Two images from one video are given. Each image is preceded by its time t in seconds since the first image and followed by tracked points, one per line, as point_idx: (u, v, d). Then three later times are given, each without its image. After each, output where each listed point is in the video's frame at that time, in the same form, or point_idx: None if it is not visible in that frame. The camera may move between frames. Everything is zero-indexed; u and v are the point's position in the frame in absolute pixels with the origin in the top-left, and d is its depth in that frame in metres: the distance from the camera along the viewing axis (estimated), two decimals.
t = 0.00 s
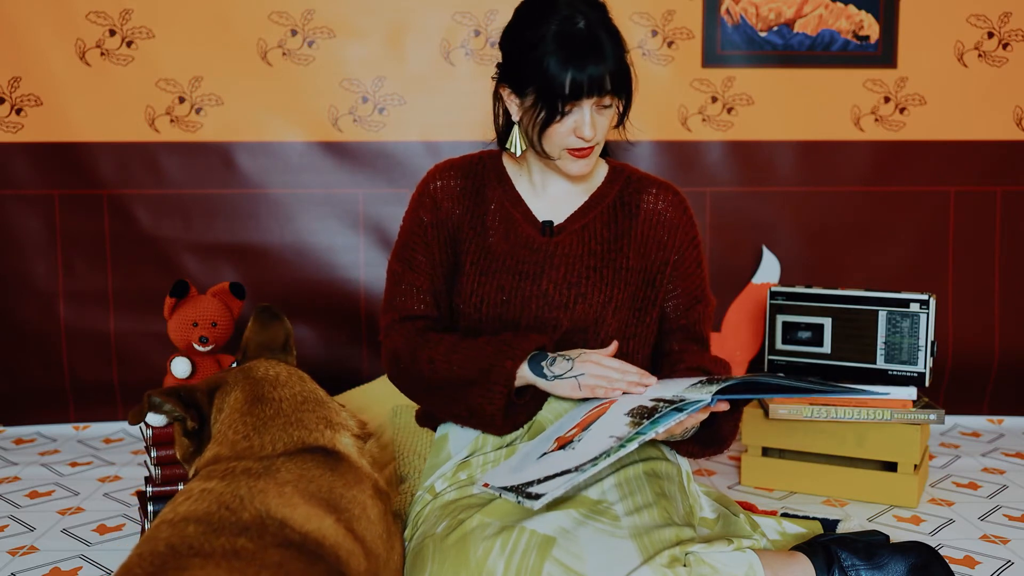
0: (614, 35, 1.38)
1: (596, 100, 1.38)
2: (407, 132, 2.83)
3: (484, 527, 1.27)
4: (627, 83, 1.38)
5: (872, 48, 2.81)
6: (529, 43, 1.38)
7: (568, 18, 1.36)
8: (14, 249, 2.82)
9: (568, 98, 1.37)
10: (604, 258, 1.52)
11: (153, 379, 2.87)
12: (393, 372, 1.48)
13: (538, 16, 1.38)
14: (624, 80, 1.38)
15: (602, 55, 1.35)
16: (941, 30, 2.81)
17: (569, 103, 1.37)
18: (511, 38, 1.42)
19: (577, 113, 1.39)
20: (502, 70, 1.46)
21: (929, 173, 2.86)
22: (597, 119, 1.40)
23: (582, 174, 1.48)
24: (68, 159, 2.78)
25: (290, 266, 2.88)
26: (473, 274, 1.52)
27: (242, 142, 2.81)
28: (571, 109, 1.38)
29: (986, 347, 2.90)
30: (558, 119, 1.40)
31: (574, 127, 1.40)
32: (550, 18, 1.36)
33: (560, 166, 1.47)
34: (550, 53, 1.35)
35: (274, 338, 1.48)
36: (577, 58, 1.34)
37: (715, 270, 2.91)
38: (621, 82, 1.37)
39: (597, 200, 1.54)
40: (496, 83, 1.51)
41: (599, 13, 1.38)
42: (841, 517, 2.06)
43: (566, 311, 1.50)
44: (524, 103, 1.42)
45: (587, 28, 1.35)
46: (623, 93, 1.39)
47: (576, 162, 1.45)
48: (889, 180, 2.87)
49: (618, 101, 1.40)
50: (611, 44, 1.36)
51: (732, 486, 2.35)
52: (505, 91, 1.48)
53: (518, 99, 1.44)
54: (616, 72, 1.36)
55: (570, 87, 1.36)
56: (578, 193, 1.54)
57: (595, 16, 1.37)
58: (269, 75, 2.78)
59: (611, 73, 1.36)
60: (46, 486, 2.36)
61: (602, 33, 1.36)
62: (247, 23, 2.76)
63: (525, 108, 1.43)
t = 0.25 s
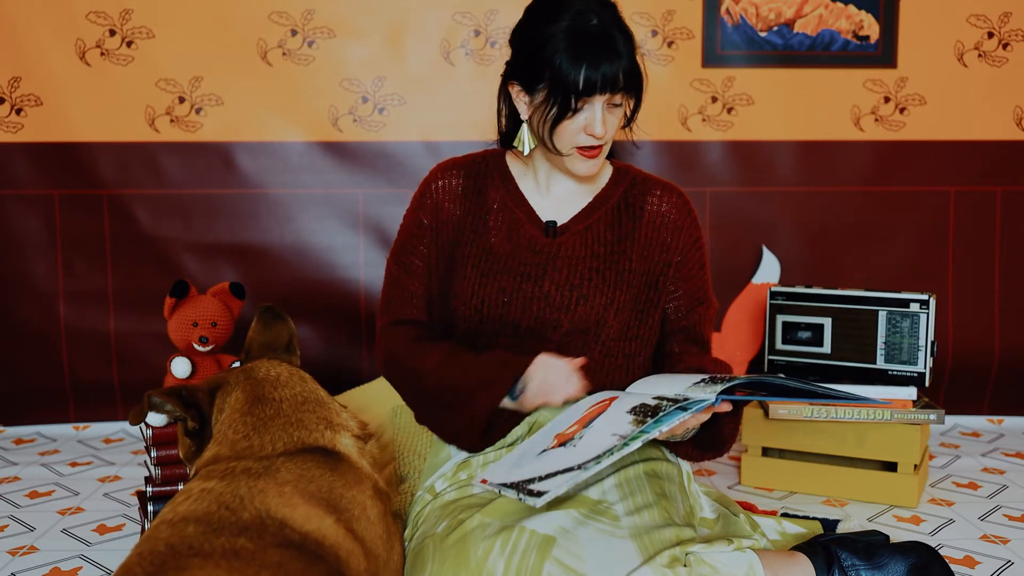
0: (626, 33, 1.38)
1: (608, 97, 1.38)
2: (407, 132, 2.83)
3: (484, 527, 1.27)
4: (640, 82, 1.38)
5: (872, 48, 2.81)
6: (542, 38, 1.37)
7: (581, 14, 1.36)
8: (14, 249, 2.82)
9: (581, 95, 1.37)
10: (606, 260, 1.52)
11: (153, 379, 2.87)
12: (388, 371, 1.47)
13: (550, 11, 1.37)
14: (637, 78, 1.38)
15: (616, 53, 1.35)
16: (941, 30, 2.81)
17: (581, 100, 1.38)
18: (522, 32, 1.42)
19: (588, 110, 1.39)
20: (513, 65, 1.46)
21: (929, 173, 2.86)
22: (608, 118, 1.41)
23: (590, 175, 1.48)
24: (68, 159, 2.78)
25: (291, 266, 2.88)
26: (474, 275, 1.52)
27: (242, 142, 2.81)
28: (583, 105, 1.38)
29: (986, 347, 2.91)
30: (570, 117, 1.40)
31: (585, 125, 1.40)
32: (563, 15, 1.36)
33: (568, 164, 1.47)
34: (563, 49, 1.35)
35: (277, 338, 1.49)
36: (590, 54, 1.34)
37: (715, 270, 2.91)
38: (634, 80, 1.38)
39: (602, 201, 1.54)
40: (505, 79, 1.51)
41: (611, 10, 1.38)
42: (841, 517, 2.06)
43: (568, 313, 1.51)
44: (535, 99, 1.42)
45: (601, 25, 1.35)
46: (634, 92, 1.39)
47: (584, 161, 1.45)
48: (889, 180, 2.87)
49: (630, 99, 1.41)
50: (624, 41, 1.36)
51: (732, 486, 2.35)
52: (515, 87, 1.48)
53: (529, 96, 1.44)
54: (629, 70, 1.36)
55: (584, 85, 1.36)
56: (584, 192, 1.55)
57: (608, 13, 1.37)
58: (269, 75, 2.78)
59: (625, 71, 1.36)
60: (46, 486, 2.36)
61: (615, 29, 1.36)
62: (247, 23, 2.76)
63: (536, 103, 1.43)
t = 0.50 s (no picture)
0: (631, 31, 1.38)
1: (612, 91, 1.38)
2: (407, 132, 2.83)
3: (485, 527, 1.27)
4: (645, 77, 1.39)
5: (872, 48, 2.81)
6: (546, 34, 1.38)
7: (586, 10, 1.36)
8: (14, 249, 2.82)
9: (585, 88, 1.37)
10: (607, 259, 1.52)
11: (153, 379, 2.87)
12: (388, 372, 1.47)
13: (556, 8, 1.38)
14: (641, 74, 1.38)
15: (622, 47, 1.35)
16: (941, 30, 2.81)
17: (585, 93, 1.37)
18: (528, 29, 1.43)
19: (592, 105, 1.39)
20: (519, 62, 1.46)
21: (929, 173, 2.86)
22: (611, 114, 1.40)
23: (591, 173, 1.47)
24: (68, 159, 2.78)
25: (291, 266, 2.88)
26: (474, 273, 1.52)
27: (242, 142, 2.81)
28: (588, 99, 1.38)
29: (986, 348, 2.91)
30: (573, 110, 1.40)
31: (589, 119, 1.40)
32: (568, 10, 1.37)
33: (570, 161, 1.46)
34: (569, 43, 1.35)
35: (277, 338, 1.49)
36: (596, 48, 1.34)
37: (716, 270, 2.91)
38: (638, 75, 1.38)
39: (604, 201, 1.54)
40: (511, 76, 1.51)
41: (616, 8, 1.39)
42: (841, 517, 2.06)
43: (568, 312, 1.51)
44: (539, 93, 1.42)
45: (606, 20, 1.36)
46: (639, 88, 1.40)
47: (586, 158, 1.45)
48: (890, 180, 2.87)
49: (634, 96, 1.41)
50: (629, 37, 1.37)
51: (732, 486, 2.35)
52: (521, 85, 1.49)
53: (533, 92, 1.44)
54: (634, 66, 1.36)
55: (588, 78, 1.36)
56: (584, 191, 1.54)
57: (612, 10, 1.38)
58: (269, 75, 2.78)
59: (630, 66, 1.36)
60: (46, 486, 2.36)
61: (620, 27, 1.37)
62: (247, 23, 2.76)
63: (540, 98, 1.42)
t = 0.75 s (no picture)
0: (630, 23, 1.39)
1: (609, 82, 1.38)
2: (407, 132, 2.83)
3: (484, 527, 1.28)
4: (643, 70, 1.39)
5: (872, 48, 2.81)
6: (544, 26, 1.38)
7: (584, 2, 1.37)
8: (14, 249, 2.82)
9: (580, 78, 1.37)
10: (609, 258, 1.52)
11: (153, 379, 2.87)
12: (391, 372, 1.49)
13: None
14: (639, 66, 1.38)
15: (620, 39, 1.35)
16: (941, 30, 2.81)
17: (581, 82, 1.37)
18: (527, 22, 1.43)
19: (588, 95, 1.39)
20: (518, 55, 1.46)
21: (929, 173, 2.86)
22: (608, 107, 1.40)
23: (587, 169, 1.47)
24: (68, 159, 2.78)
25: (291, 266, 2.88)
26: (475, 272, 1.52)
27: (242, 142, 2.81)
28: (583, 88, 1.38)
29: (986, 348, 2.91)
30: (568, 102, 1.40)
31: (585, 110, 1.40)
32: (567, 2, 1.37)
33: (566, 155, 1.46)
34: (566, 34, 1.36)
35: (277, 338, 1.49)
36: (593, 39, 1.35)
37: (716, 270, 2.91)
38: (636, 68, 1.38)
39: (606, 198, 1.54)
40: (510, 70, 1.51)
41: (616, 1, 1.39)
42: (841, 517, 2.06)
43: (569, 312, 1.50)
44: (535, 83, 1.42)
45: (604, 12, 1.36)
46: (636, 81, 1.40)
47: (582, 153, 1.44)
48: (890, 181, 2.87)
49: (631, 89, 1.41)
50: (627, 30, 1.37)
51: (732, 486, 2.35)
52: (519, 78, 1.49)
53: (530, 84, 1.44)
54: (631, 57, 1.36)
55: (583, 68, 1.36)
56: (585, 191, 1.55)
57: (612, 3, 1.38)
58: (269, 75, 2.78)
59: (627, 59, 1.36)
60: (46, 486, 2.36)
61: (620, 18, 1.37)
62: (248, 23, 2.76)
63: (537, 89, 1.42)
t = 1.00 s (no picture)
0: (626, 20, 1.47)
1: (591, 64, 1.45)
2: (407, 132, 2.83)
3: (484, 527, 1.28)
4: (628, 60, 1.46)
5: (872, 48, 2.81)
6: (539, 13, 1.49)
7: None
8: (14, 249, 2.82)
9: (562, 54, 1.45)
10: (608, 260, 1.52)
11: (153, 379, 2.87)
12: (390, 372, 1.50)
13: None
14: (624, 55, 1.46)
15: (609, 28, 1.44)
16: (941, 30, 2.81)
17: (562, 59, 1.45)
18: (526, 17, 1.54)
19: (569, 74, 1.46)
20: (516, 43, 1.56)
21: (929, 173, 2.86)
22: (587, 90, 1.46)
23: (565, 155, 1.49)
24: (68, 159, 2.78)
25: (290, 266, 2.88)
26: (474, 275, 1.52)
27: (242, 142, 2.81)
28: (565, 66, 1.46)
29: (986, 348, 2.91)
30: (549, 79, 1.46)
31: (564, 89, 1.46)
32: None
33: (543, 136, 1.50)
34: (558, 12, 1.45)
35: (278, 338, 1.49)
36: (580, 21, 1.44)
37: (716, 270, 2.91)
38: (618, 56, 1.45)
39: (605, 199, 1.54)
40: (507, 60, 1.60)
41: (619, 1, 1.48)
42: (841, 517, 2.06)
43: (569, 314, 1.50)
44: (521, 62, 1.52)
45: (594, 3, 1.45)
46: (621, 70, 1.46)
47: (558, 135, 1.48)
48: (890, 181, 2.87)
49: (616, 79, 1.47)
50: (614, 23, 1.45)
51: (732, 486, 2.35)
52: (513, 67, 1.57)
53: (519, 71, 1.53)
54: (615, 45, 1.45)
55: (568, 45, 1.44)
56: (583, 194, 1.55)
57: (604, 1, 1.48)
58: (269, 75, 2.78)
59: (609, 43, 1.44)
60: (46, 486, 2.36)
61: (617, 11, 1.45)
62: (248, 23, 2.76)
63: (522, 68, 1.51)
